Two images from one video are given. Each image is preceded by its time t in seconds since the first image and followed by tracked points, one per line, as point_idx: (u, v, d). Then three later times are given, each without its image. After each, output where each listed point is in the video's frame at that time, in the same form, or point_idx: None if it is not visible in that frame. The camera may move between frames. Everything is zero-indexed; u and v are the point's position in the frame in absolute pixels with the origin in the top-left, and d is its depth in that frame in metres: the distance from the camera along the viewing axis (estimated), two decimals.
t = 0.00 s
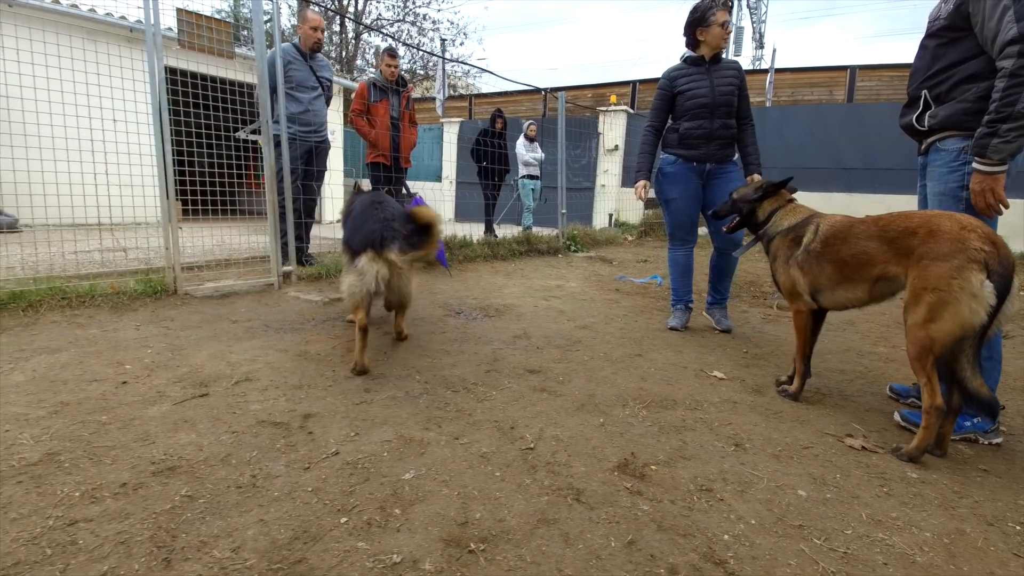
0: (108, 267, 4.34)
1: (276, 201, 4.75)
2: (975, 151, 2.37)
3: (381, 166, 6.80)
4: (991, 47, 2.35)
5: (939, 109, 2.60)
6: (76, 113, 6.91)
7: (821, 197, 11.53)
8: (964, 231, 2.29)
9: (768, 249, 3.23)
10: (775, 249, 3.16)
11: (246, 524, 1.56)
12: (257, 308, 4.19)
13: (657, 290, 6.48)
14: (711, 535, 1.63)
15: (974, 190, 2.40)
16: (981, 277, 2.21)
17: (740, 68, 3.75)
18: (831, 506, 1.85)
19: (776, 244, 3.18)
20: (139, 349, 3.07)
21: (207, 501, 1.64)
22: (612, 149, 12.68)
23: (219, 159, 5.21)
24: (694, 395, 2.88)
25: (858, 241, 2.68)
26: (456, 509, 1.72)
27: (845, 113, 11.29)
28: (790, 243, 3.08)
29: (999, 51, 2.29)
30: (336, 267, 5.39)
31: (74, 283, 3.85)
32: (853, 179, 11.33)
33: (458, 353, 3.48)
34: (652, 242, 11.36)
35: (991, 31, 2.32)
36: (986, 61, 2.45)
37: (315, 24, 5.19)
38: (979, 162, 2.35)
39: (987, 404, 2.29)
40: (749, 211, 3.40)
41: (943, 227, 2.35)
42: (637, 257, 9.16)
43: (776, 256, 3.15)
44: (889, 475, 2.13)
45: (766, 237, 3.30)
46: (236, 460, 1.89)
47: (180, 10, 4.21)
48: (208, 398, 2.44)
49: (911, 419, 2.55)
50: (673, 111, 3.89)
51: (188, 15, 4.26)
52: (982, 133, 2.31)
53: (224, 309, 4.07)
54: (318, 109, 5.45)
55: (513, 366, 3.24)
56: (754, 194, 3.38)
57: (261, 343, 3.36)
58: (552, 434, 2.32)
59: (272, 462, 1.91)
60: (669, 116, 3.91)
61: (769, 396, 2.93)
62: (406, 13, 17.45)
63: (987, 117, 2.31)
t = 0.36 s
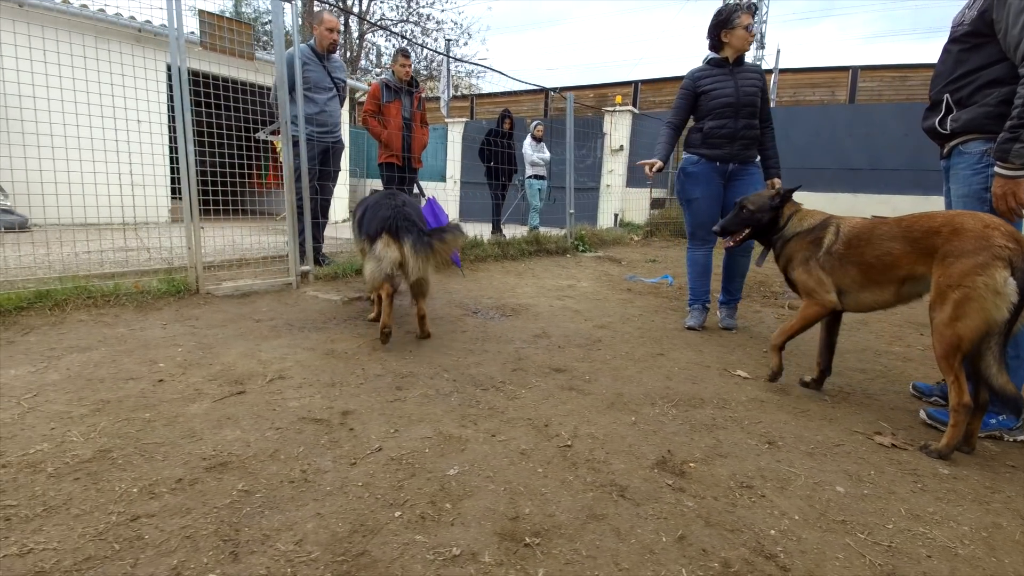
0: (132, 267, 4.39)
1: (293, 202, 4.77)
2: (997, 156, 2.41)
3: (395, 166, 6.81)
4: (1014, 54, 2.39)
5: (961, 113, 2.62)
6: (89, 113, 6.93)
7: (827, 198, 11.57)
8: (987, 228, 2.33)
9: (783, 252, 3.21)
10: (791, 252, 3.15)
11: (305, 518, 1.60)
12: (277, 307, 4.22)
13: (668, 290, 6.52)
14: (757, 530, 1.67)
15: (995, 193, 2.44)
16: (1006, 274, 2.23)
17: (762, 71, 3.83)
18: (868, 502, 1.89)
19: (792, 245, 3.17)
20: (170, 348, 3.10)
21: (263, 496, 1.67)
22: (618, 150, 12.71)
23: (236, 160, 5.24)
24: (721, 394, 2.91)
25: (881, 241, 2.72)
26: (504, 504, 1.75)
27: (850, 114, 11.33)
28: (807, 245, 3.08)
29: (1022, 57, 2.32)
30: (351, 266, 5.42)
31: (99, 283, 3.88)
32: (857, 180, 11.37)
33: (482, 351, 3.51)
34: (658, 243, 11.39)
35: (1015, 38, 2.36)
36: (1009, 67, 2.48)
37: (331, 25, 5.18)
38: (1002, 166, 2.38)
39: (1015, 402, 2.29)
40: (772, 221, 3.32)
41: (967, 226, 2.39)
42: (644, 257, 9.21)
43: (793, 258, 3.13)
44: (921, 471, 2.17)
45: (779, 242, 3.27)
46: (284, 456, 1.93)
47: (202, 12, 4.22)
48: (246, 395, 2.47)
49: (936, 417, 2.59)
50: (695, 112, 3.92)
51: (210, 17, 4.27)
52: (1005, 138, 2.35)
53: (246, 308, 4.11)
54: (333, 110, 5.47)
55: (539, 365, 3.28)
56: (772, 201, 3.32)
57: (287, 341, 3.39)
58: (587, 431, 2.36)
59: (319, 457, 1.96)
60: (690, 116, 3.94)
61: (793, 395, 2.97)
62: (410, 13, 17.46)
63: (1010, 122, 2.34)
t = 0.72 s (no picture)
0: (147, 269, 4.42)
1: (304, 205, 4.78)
2: (1011, 162, 2.46)
3: (403, 167, 6.77)
4: None
5: (975, 119, 2.65)
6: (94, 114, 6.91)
7: (826, 199, 11.66)
8: (1000, 229, 2.40)
9: (796, 258, 3.10)
10: (805, 256, 3.05)
11: (351, 517, 1.63)
12: (291, 309, 4.24)
13: (674, 291, 6.57)
14: (790, 528, 1.71)
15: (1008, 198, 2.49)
16: (1022, 274, 2.30)
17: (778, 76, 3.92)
18: (894, 500, 1.94)
19: (805, 248, 3.08)
20: (192, 349, 3.12)
21: (308, 496, 1.71)
22: (619, 151, 12.75)
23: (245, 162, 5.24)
24: (739, 395, 2.96)
25: (893, 244, 2.74)
26: (542, 503, 1.79)
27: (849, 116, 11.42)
28: (821, 251, 3.01)
29: None
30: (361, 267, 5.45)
31: (115, 284, 3.89)
32: (857, 181, 11.46)
33: (500, 353, 3.54)
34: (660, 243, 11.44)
35: None
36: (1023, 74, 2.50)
37: (342, 27, 5.20)
38: (1015, 172, 2.44)
39: None
40: (790, 223, 3.18)
41: (980, 228, 2.45)
42: (648, 258, 9.25)
43: (807, 263, 3.02)
44: (941, 469, 2.22)
45: (792, 246, 3.16)
46: (322, 457, 1.96)
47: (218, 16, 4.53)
48: (274, 396, 2.50)
49: (951, 417, 2.64)
50: (711, 115, 3.97)
51: (225, 20, 4.59)
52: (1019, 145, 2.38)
53: (261, 309, 4.13)
54: (342, 112, 5.47)
55: (557, 366, 3.31)
56: (786, 202, 3.20)
57: (307, 342, 3.42)
58: (613, 432, 2.40)
59: (355, 458, 1.99)
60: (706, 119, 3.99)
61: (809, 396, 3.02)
62: (409, 13, 17.45)
63: None
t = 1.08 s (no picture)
0: (154, 269, 4.42)
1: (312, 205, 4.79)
2: (1017, 165, 2.48)
3: (406, 167, 6.75)
4: None
5: (982, 123, 2.71)
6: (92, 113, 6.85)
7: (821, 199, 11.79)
8: (1005, 229, 2.48)
9: (797, 261, 3.07)
10: (807, 258, 3.04)
11: (388, 511, 1.66)
12: (300, 308, 4.24)
13: (675, 290, 6.63)
14: (815, 520, 1.76)
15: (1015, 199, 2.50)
16: None
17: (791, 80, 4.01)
18: (911, 492, 2.00)
19: (805, 251, 3.08)
20: (207, 348, 3.13)
21: (344, 491, 1.73)
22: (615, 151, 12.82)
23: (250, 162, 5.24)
24: (751, 392, 3.02)
25: (894, 245, 2.80)
26: (572, 497, 1.83)
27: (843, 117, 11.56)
28: (821, 253, 3.02)
29: None
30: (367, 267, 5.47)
31: (125, 284, 3.89)
32: (850, 182, 11.61)
33: (513, 351, 3.57)
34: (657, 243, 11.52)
35: None
36: None
37: (348, 28, 5.20)
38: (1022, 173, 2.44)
39: None
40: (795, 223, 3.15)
41: (984, 228, 2.52)
42: (647, 258, 9.32)
43: (808, 266, 3.02)
44: (953, 462, 2.28)
45: (795, 248, 3.11)
46: (352, 453, 1.99)
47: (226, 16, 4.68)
48: (296, 394, 2.53)
49: (959, 412, 2.72)
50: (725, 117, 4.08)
51: (234, 21, 4.73)
52: None
53: (270, 309, 4.14)
54: (347, 112, 5.43)
55: (570, 364, 3.35)
56: (791, 202, 3.19)
57: (321, 342, 3.43)
58: (633, 428, 2.44)
59: (384, 454, 2.02)
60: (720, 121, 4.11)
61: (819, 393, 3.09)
62: (404, 13, 17.41)
63: None
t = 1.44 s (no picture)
0: (160, 267, 4.43)
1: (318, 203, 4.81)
2: (1017, 163, 2.56)
3: (405, 166, 6.72)
4: None
5: (982, 122, 2.79)
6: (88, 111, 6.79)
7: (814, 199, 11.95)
8: (995, 225, 2.57)
9: (794, 255, 2.95)
10: (803, 254, 2.94)
11: (422, 499, 1.70)
12: (308, 306, 4.26)
13: (675, 288, 6.72)
14: (834, 504, 1.82)
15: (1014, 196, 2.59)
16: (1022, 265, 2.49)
17: (798, 84, 4.08)
18: (921, 478, 2.07)
19: (802, 247, 2.96)
20: (222, 345, 3.15)
21: (377, 480, 1.77)
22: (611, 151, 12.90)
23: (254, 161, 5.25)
24: (760, 385, 3.09)
25: (885, 240, 2.84)
26: (598, 485, 1.87)
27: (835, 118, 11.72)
28: (818, 250, 2.94)
29: None
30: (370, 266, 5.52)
31: (134, 282, 3.89)
32: (842, 181, 11.79)
33: (523, 347, 3.61)
34: (654, 242, 11.62)
35: None
36: None
37: (352, 27, 5.20)
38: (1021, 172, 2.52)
39: None
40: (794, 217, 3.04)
41: (974, 223, 2.61)
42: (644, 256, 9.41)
43: (807, 261, 2.93)
44: (959, 450, 2.36)
45: (791, 243, 2.98)
46: (379, 445, 2.02)
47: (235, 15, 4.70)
48: (317, 389, 2.56)
49: (961, 402, 2.80)
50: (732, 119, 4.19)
51: (242, 20, 4.77)
52: None
53: (279, 307, 4.15)
54: (351, 111, 5.44)
55: (580, 359, 3.41)
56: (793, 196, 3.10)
57: (333, 338, 3.46)
58: (648, 420, 2.50)
59: (411, 445, 2.06)
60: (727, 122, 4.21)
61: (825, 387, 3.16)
62: (398, 12, 17.38)
63: None
